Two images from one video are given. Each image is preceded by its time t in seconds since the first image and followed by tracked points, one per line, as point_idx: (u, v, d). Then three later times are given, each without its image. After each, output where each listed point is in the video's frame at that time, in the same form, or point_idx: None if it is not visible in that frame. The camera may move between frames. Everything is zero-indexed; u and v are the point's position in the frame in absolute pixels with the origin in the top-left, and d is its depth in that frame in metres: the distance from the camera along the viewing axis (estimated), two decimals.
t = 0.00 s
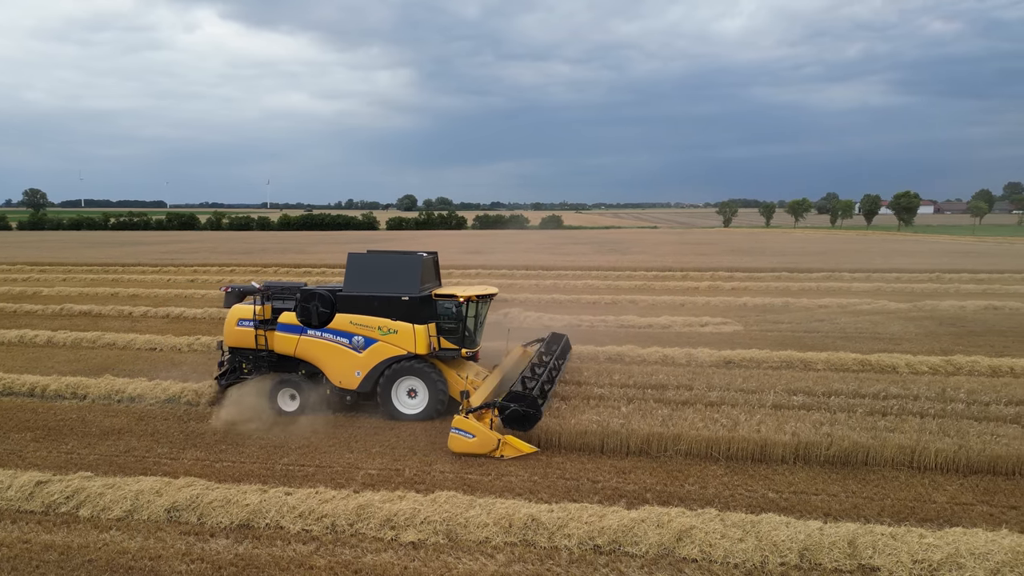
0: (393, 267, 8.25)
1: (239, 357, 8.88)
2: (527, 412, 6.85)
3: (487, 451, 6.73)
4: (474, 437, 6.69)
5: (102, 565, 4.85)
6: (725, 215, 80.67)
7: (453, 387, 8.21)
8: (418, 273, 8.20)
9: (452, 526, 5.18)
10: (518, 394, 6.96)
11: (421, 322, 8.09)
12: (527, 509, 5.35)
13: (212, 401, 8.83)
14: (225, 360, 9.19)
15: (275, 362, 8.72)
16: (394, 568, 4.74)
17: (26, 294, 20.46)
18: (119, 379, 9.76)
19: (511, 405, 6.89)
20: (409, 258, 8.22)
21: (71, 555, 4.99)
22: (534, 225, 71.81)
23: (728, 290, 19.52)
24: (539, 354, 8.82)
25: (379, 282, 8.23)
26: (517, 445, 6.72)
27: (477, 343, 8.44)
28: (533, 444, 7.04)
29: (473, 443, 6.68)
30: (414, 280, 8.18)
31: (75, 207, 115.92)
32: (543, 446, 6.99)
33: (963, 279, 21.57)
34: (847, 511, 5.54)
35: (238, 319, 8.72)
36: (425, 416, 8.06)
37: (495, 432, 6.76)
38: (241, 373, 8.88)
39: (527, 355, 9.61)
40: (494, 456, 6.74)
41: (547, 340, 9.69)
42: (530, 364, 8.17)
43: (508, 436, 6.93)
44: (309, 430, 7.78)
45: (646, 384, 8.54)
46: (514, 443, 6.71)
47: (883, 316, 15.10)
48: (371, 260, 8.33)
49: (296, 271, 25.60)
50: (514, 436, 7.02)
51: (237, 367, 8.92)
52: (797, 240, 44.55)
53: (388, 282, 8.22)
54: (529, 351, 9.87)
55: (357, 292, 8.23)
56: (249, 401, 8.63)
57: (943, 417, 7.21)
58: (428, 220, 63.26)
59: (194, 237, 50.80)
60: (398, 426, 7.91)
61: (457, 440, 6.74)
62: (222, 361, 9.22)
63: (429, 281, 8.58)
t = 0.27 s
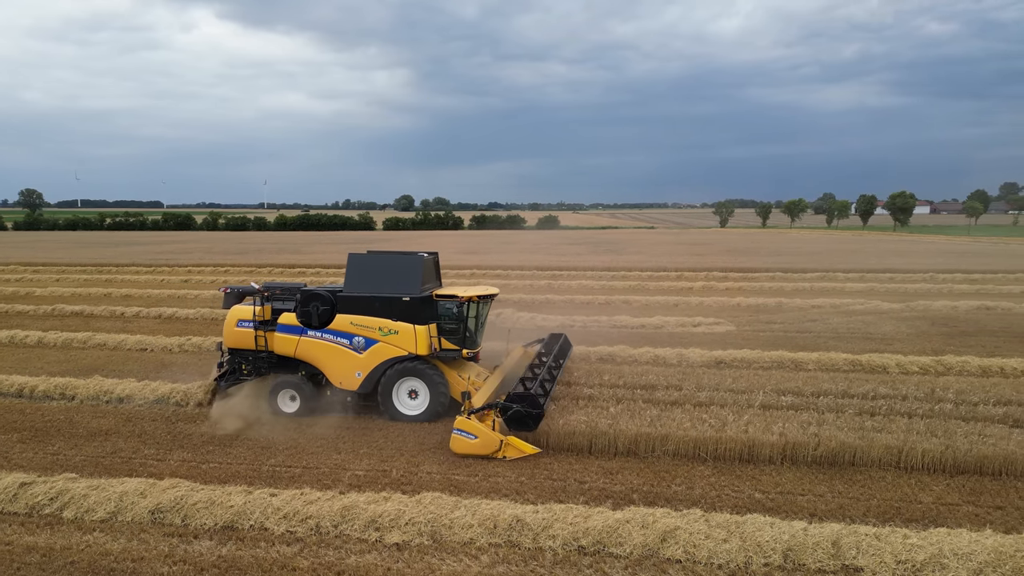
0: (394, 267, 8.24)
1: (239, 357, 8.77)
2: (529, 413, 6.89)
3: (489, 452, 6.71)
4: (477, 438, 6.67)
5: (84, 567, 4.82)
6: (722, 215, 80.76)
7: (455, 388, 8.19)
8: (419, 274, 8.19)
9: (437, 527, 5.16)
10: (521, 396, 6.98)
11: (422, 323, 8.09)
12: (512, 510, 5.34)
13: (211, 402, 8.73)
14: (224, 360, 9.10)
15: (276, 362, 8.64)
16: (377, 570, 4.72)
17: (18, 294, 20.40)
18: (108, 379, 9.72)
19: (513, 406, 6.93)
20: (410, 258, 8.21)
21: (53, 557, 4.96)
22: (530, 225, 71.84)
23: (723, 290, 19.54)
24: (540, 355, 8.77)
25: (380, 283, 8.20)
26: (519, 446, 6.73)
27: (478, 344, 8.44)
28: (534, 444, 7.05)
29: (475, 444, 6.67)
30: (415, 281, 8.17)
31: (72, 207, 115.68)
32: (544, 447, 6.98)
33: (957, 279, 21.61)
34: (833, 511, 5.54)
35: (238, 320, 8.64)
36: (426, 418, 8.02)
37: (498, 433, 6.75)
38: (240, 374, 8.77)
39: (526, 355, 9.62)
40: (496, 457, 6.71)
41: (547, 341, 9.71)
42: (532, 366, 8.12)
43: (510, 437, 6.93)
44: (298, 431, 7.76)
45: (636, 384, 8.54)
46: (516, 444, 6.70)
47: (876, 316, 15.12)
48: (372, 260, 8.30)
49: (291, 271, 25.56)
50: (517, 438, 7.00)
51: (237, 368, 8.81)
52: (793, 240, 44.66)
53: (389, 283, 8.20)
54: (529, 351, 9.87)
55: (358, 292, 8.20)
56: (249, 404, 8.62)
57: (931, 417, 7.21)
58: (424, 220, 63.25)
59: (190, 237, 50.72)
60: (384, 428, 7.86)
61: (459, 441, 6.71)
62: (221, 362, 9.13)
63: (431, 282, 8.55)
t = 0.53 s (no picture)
0: (395, 268, 8.21)
1: (239, 358, 8.77)
2: (532, 414, 6.85)
3: (491, 453, 6.67)
4: (479, 440, 6.63)
5: (66, 568, 4.80)
6: (718, 215, 80.87)
7: (456, 388, 8.15)
8: (421, 274, 8.17)
9: (422, 528, 5.15)
10: (523, 397, 6.95)
11: (423, 323, 8.07)
12: (497, 511, 5.32)
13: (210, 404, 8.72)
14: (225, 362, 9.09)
15: (276, 363, 8.61)
16: (360, 571, 4.70)
17: (11, 295, 20.35)
18: (98, 380, 9.68)
19: (516, 407, 6.87)
20: (411, 258, 8.18)
21: (35, 559, 4.93)
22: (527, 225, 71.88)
23: (717, 290, 19.57)
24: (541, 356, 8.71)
25: (381, 283, 8.18)
26: (522, 448, 6.68)
27: (478, 344, 8.51)
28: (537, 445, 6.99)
29: (477, 445, 6.62)
30: (417, 281, 8.15)
31: (68, 207, 115.46)
32: (543, 449, 6.92)
33: (951, 279, 21.65)
34: (818, 512, 5.54)
35: (238, 320, 8.64)
36: (427, 419, 7.99)
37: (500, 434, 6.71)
38: (240, 374, 8.76)
39: (527, 354, 9.54)
40: (498, 458, 6.68)
41: (547, 341, 9.65)
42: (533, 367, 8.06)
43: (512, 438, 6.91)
44: (287, 432, 7.74)
45: (626, 384, 8.54)
46: (518, 446, 6.67)
47: (868, 316, 15.15)
48: (373, 260, 8.28)
49: (285, 271, 25.53)
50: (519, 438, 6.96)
51: (237, 369, 8.81)
52: (788, 240, 44.76)
53: (390, 283, 8.18)
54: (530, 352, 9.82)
55: (359, 293, 8.18)
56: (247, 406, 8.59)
57: (919, 417, 7.22)
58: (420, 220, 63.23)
59: (185, 237, 50.71)
60: (372, 429, 7.82)
61: (461, 442, 6.68)
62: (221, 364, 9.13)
63: (432, 282, 8.54)
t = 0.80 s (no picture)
0: (396, 267, 8.19)
1: (239, 359, 8.75)
2: (535, 416, 6.80)
3: (493, 454, 6.67)
4: (481, 440, 6.63)
5: (48, 569, 4.78)
6: (714, 215, 81.00)
7: (457, 389, 8.17)
8: (422, 274, 8.15)
9: (406, 529, 5.14)
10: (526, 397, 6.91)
11: (424, 324, 8.06)
12: (482, 511, 5.32)
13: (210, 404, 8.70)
14: (225, 362, 9.09)
15: (276, 364, 8.59)
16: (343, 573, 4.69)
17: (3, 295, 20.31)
18: (87, 381, 9.65)
19: (519, 408, 6.81)
20: (412, 258, 8.15)
21: (16, 560, 4.90)
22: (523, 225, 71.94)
23: (710, 290, 19.60)
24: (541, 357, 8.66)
25: (382, 283, 8.16)
26: (524, 449, 6.67)
27: (478, 345, 8.42)
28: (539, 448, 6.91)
29: (479, 445, 6.64)
30: (418, 281, 8.14)
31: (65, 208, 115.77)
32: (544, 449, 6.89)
33: (944, 279, 21.70)
34: (804, 512, 5.54)
35: (238, 321, 8.63)
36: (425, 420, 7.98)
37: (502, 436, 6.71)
38: (240, 375, 8.75)
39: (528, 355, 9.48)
40: (501, 460, 6.67)
41: (549, 342, 9.61)
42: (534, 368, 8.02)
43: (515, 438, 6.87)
44: (276, 432, 7.72)
45: (616, 384, 8.55)
46: (521, 447, 6.65)
47: (861, 316, 15.19)
48: (373, 261, 8.25)
49: (279, 271, 25.52)
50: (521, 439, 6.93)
51: (237, 370, 8.79)
52: (783, 240, 44.86)
53: (391, 283, 8.15)
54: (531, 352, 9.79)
55: (359, 293, 8.15)
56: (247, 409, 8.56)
57: (906, 417, 7.23)
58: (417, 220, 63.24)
59: (180, 238, 50.61)
60: (360, 429, 7.82)
61: (463, 444, 6.67)
62: (221, 365, 9.12)
63: (433, 282, 8.51)
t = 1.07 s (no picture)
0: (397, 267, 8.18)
1: (239, 360, 8.70)
2: (538, 416, 6.80)
3: (497, 456, 6.65)
4: (484, 441, 6.61)
5: (31, 570, 4.76)
6: (711, 215, 81.12)
7: (459, 390, 8.15)
8: (423, 274, 8.14)
9: (391, 529, 5.13)
10: (529, 398, 6.88)
11: (425, 324, 8.05)
12: (467, 512, 5.31)
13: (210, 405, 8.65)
14: (225, 363, 9.04)
15: (277, 365, 8.55)
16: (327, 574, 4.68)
17: None
18: (77, 381, 9.63)
19: (522, 409, 6.82)
20: (414, 258, 8.14)
21: None
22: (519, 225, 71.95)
23: (704, 291, 19.61)
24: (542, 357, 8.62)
25: (382, 284, 8.15)
26: (528, 449, 6.65)
27: (480, 345, 8.44)
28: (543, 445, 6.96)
29: (482, 447, 6.61)
30: (420, 281, 8.14)
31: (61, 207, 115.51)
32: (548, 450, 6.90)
33: (937, 279, 21.74)
34: (789, 511, 5.55)
35: (238, 322, 8.60)
36: (427, 420, 7.94)
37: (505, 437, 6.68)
38: (240, 376, 8.71)
39: (529, 356, 9.45)
40: (505, 460, 6.64)
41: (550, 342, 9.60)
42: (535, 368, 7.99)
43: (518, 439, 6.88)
44: (265, 433, 7.69)
45: (605, 385, 8.55)
46: (524, 448, 6.64)
47: (853, 316, 15.21)
48: (374, 261, 8.23)
49: (273, 272, 25.50)
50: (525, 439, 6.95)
51: (237, 371, 8.76)
52: (778, 241, 44.94)
53: (392, 284, 8.14)
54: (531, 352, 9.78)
55: (360, 294, 8.15)
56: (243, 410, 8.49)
57: (894, 416, 7.25)
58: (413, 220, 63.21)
59: (176, 237, 50.54)
60: (348, 429, 7.81)
61: (467, 445, 6.66)
62: (221, 365, 9.08)
63: (434, 283, 8.50)
